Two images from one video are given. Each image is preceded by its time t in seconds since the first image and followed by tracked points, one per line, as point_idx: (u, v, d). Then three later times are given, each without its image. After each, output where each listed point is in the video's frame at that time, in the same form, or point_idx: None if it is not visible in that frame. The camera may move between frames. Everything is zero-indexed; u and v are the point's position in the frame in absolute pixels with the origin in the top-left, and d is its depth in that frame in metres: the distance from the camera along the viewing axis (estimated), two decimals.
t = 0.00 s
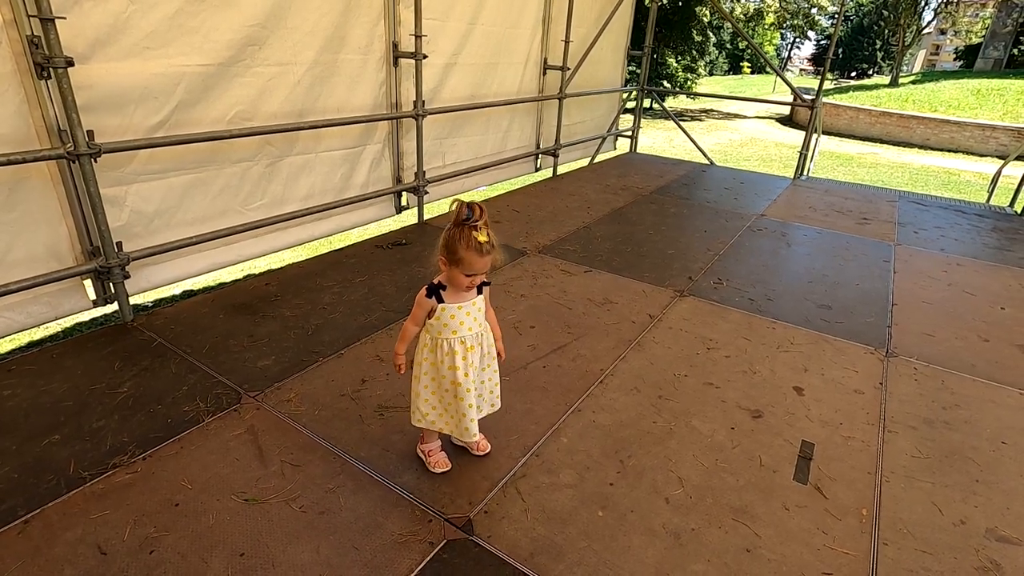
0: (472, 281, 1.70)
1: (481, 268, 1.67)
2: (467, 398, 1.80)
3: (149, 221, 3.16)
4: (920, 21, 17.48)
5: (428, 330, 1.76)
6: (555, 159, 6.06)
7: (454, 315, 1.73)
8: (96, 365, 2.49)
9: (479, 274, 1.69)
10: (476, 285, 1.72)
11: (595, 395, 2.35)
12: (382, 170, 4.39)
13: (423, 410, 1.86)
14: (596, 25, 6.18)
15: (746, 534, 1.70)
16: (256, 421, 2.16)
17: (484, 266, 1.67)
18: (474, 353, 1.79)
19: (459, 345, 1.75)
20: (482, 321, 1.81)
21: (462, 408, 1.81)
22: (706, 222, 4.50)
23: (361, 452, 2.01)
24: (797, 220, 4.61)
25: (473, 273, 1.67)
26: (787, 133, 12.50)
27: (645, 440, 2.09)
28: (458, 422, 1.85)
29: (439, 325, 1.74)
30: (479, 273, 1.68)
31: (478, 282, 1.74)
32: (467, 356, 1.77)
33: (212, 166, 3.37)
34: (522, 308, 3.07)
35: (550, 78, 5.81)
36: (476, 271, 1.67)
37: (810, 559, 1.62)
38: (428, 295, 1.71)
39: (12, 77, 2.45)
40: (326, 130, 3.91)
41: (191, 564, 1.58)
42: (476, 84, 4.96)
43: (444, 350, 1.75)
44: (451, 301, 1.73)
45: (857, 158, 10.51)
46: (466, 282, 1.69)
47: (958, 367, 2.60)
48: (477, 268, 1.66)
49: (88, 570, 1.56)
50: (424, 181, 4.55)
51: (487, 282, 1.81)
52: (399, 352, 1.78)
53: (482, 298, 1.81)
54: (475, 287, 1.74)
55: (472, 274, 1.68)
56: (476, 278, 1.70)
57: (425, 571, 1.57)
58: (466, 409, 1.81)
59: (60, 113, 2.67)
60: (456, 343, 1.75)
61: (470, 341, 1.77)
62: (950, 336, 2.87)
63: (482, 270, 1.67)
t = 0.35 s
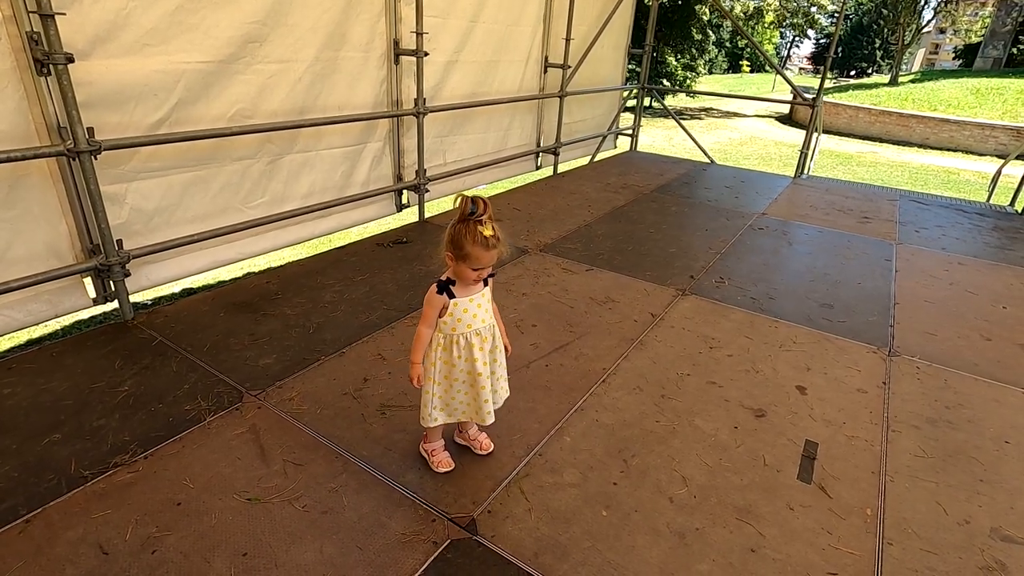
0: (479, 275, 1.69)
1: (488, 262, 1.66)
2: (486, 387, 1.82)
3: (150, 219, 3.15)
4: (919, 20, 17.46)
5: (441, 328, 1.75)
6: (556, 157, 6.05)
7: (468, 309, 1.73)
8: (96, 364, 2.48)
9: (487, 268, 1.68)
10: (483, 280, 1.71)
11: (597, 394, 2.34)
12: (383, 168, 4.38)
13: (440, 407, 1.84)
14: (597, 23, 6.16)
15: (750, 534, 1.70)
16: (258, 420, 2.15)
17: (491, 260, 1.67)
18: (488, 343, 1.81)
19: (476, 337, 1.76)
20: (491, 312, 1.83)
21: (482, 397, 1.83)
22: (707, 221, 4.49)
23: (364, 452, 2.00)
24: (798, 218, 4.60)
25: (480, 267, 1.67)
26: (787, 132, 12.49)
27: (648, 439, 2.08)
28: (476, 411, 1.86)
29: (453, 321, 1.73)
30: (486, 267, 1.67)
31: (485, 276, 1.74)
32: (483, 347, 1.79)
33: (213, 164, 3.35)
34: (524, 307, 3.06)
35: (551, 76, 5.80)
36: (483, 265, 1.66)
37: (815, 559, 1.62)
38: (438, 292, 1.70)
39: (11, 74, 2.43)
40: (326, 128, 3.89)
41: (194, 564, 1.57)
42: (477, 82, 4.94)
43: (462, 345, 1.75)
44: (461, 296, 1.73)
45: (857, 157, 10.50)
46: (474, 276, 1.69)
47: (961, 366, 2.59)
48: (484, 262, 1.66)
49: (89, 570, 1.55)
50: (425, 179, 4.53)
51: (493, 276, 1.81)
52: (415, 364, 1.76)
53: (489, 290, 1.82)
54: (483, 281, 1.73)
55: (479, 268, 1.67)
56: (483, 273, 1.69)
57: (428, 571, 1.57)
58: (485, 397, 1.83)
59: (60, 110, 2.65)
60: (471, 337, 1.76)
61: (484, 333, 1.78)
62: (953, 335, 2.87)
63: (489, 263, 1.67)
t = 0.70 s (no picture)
0: (484, 265, 1.65)
1: (491, 250, 1.63)
2: (493, 384, 1.79)
3: (153, 216, 3.13)
4: (922, 20, 17.43)
5: (449, 324, 1.73)
6: (560, 155, 6.04)
7: (475, 305, 1.71)
8: (99, 361, 2.46)
9: (492, 256, 1.64)
10: (489, 270, 1.67)
11: (604, 392, 2.32)
12: (386, 166, 4.36)
13: (448, 402, 1.83)
14: (601, 21, 6.14)
15: (761, 533, 1.68)
16: (262, 417, 2.13)
17: (494, 247, 1.63)
18: (497, 340, 1.78)
19: (482, 334, 1.73)
20: (501, 309, 1.79)
21: (489, 394, 1.81)
22: (712, 220, 4.47)
23: (369, 450, 1.99)
24: (803, 217, 4.58)
25: (483, 255, 1.63)
26: (790, 132, 12.47)
27: (656, 438, 2.07)
28: (485, 407, 1.84)
29: (460, 317, 1.71)
30: (490, 254, 1.64)
31: (493, 268, 1.69)
32: (490, 344, 1.75)
33: (217, 161, 3.34)
34: (530, 305, 3.04)
35: (555, 75, 5.78)
36: (487, 252, 1.63)
37: (827, 559, 1.60)
38: (446, 285, 1.70)
39: (15, 68, 2.42)
40: (330, 125, 3.88)
41: (199, 563, 1.55)
42: (481, 80, 4.93)
43: (468, 341, 1.73)
44: (470, 292, 1.71)
45: (860, 157, 10.48)
46: (478, 265, 1.65)
47: (970, 366, 2.58)
48: (487, 249, 1.63)
49: (94, 568, 1.53)
50: (428, 177, 4.51)
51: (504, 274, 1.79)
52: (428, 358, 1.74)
53: (500, 287, 1.79)
54: (490, 273, 1.69)
55: (483, 256, 1.64)
56: (488, 261, 1.65)
57: (436, 570, 1.55)
58: (492, 394, 1.81)
59: (64, 105, 2.64)
60: (478, 334, 1.73)
61: (491, 330, 1.75)
62: (961, 335, 2.85)
63: (492, 251, 1.63)
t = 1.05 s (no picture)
0: (485, 243, 1.61)
1: (493, 228, 1.61)
2: (490, 383, 1.74)
3: (163, 209, 3.11)
4: (942, 26, 17.21)
5: (453, 314, 1.71)
6: (572, 156, 5.98)
7: (479, 296, 1.68)
8: (105, 353, 2.43)
9: (492, 234, 1.61)
10: (490, 251, 1.61)
11: (617, 392, 2.25)
12: (398, 163, 4.33)
13: (446, 397, 1.79)
14: (616, 22, 6.09)
15: (782, 541, 1.60)
16: (266, 412, 2.09)
17: (495, 223, 1.60)
18: (498, 337, 1.72)
19: (482, 328, 1.69)
20: (507, 306, 1.74)
21: (484, 393, 1.75)
22: (727, 221, 4.39)
23: (374, 446, 1.93)
24: (821, 220, 4.48)
25: (484, 231, 1.60)
26: (805, 137, 12.33)
27: (671, 440, 1.99)
28: (481, 408, 1.78)
29: (463, 307, 1.69)
30: (490, 231, 1.60)
31: (496, 253, 1.64)
32: (489, 340, 1.70)
33: (228, 155, 3.32)
34: (541, 303, 2.98)
35: (569, 75, 5.73)
36: (487, 229, 1.60)
37: (852, 569, 1.52)
38: (451, 271, 1.68)
39: (26, 57, 2.40)
40: (342, 121, 3.85)
41: (196, 559, 1.50)
42: (494, 79, 4.89)
43: (467, 334, 1.69)
44: (475, 282, 1.68)
45: (877, 163, 10.32)
46: (478, 243, 1.61)
47: (999, 371, 2.48)
48: (488, 224, 1.60)
49: (89, 562, 1.49)
50: (440, 175, 4.47)
51: (515, 269, 1.74)
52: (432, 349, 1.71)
53: (509, 282, 1.74)
54: (492, 256, 1.63)
55: (483, 231, 1.61)
56: (488, 240, 1.61)
57: (441, 572, 1.49)
58: (488, 394, 1.75)
59: (74, 95, 2.62)
60: (479, 327, 1.69)
61: (493, 326, 1.71)
62: (989, 340, 2.75)
63: (493, 227, 1.60)
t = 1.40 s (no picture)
0: (477, 235, 1.44)
1: (488, 218, 1.44)
2: (472, 391, 1.58)
3: (150, 202, 3.00)
4: (964, 37, 16.89)
5: (437, 314, 1.54)
6: (582, 160, 5.81)
7: (466, 297, 1.50)
8: (77, 349, 2.30)
9: (486, 224, 1.44)
10: (482, 244, 1.45)
11: (620, 403, 2.07)
12: (400, 162, 4.19)
13: (423, 403, 1.64)
14: (629, 24, 5.94)
15: None
16: (238, 416, 1.93)
17: (489, 212, 1.44)
18: (485, 342, 1.56)
19: (467, 332, 1.52)
20: (498, 308, 1.57)
21: (466, 401, 1.59)
22: (742, 227, 4.19)
23: (351, 457, 1.76)
24: (841, 227, 4.28)
25: (476, 220, 1.44)
26: (823, 147, 12.09)
27: (678, 457, 1.81)
28: (461, 417, 1.63)
29: (447, 307, 1.52)
30: (484, 221, 1.44)
31: (489, 246, 1.47)
32: (475, 346, 1.54)
33: (221, 148, 3.20)
34: (542, 307, 2.81)
35: (580, 76, 5.58)
36: (480, 218, 1.44)
37: None
38: (437, 266, 1.50)
39: (5, 39, 2.29)
40: (342, 116, 3.72)
41: None
42: (503, 77, 4.74)
43: (450, 337, 1.53)
44: (462, 280, 1.51)
45: (897, 174, 10.06)
46: (469, 234, 1.45)
47: None
48: (481, 213, 1.44)
49: None
50: (443, 174, 4.33)
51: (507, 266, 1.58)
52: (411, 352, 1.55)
53: (501, 281, 1.57)
54: (485, 250, 1.47)
55: (476, 221, 1.44)
56: (480, 231, 1.44)
57: None
58: (470, 402, 1.60)
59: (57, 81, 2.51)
60: (464, 330, 1.53)
61: (480, 330, 1.54)
62: None
63: (487, 217, 1.44)
